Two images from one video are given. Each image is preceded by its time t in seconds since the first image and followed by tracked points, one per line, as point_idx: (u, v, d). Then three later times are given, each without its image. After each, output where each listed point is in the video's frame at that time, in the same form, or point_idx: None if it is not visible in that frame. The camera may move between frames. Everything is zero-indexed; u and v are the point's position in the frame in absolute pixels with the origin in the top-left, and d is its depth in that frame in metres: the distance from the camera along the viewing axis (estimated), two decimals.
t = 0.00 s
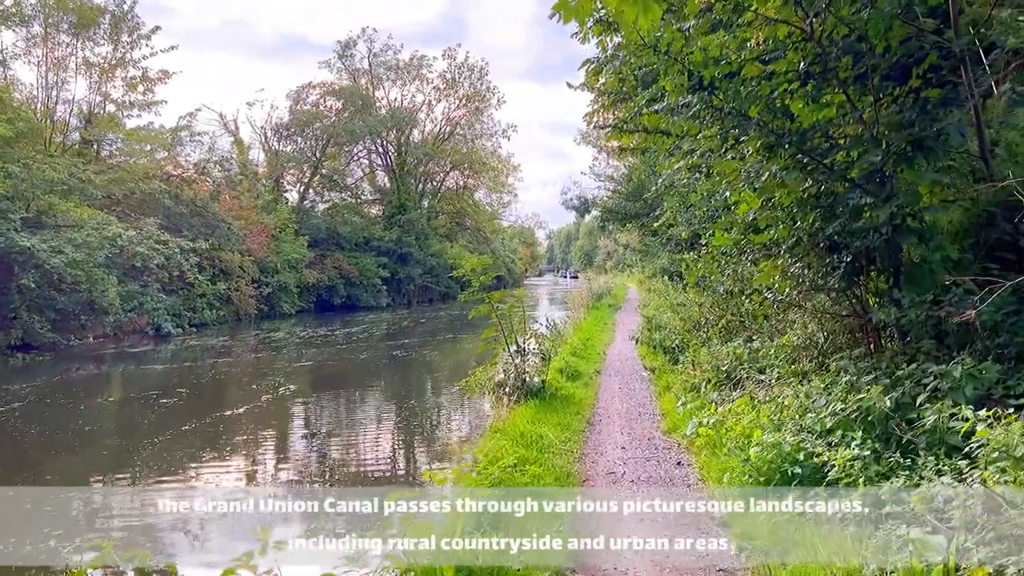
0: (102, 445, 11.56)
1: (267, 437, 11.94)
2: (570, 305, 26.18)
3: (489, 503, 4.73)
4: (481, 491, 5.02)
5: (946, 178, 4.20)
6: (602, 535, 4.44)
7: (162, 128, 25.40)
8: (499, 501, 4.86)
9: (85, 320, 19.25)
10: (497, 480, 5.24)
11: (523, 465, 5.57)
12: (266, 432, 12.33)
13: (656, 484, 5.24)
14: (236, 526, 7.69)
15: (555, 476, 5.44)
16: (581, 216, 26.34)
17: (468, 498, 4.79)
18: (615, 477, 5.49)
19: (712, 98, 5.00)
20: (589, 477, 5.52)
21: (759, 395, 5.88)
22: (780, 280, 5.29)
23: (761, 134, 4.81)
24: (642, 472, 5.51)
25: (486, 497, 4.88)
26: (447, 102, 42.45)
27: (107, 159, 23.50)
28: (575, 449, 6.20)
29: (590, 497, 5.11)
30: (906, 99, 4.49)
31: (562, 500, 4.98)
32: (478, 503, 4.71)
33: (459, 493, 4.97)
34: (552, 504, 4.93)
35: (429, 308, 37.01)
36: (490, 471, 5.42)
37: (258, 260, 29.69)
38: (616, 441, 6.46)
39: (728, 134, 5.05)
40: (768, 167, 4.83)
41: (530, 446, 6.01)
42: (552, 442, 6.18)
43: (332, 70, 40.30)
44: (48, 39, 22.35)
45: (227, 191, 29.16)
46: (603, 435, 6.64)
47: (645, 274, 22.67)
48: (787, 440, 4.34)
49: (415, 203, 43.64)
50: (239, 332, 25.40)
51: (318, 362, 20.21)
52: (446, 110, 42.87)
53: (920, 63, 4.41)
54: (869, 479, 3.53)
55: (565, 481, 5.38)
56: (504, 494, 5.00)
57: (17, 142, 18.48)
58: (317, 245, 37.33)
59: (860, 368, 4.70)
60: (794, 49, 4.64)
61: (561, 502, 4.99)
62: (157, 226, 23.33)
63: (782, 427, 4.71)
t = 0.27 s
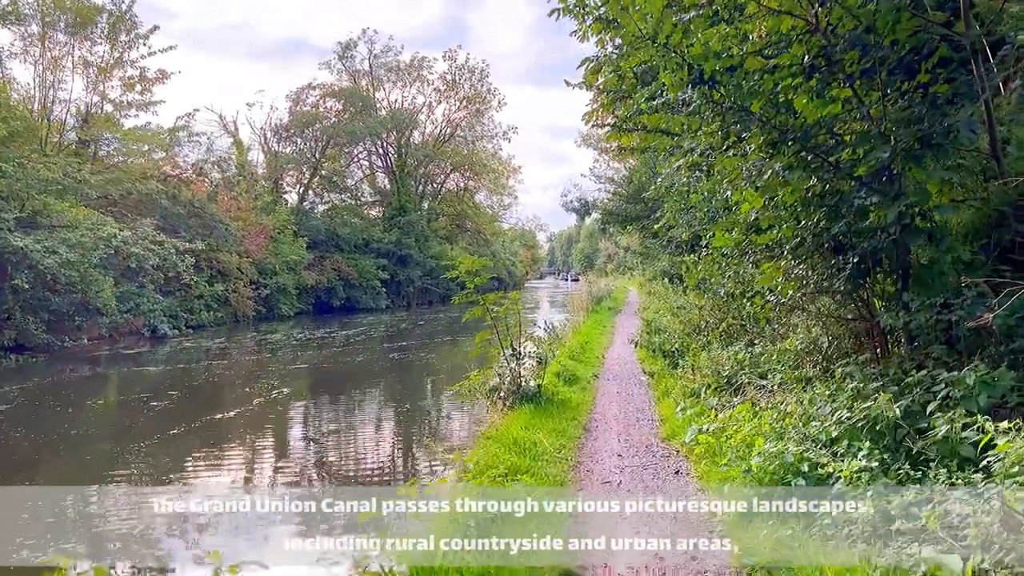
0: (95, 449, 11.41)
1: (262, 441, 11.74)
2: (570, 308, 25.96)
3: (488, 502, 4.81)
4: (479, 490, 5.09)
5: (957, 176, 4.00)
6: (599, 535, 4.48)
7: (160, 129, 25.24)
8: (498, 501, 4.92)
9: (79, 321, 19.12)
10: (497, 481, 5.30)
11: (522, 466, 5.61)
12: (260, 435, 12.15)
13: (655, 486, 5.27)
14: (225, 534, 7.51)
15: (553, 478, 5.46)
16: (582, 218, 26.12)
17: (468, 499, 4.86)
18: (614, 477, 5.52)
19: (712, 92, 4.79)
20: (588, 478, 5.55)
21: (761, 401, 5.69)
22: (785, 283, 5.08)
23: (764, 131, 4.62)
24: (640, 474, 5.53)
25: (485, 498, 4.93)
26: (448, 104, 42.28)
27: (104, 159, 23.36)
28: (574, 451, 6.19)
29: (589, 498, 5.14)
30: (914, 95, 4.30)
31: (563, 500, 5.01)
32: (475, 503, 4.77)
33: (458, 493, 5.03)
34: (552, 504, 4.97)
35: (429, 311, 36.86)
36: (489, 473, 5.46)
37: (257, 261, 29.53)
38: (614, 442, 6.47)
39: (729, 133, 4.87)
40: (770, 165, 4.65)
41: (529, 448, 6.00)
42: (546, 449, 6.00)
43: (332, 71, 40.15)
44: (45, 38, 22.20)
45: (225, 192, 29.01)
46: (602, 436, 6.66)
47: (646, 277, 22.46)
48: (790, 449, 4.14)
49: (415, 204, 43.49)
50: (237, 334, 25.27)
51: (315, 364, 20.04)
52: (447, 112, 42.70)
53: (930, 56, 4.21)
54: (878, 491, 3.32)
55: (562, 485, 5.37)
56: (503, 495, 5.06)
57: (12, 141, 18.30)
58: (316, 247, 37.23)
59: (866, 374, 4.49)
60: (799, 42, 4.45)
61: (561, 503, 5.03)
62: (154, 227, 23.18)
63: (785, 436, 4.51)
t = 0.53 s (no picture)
0: (93, 454, 11.26)
1: (262, 447, 11.56)
2: (575, 312, 25.72)
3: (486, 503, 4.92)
4: (482, 492, 5.25)
5: (978, 180, 3.75)
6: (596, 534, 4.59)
7: (163, 131, 25.13)
8: (499, 501, 5.06)
9: (79, 324, 19.00)
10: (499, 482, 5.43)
11: (524, 468, 5.70)
12: (260, 441, 11.96)
13: (655, 488, 5.35)
14: (221, 546, 7.34)
15: (553, 481, 5.55)
16: (586, 222, 25.88)
17: (471, 502, 5.07)
18: (615, 479, 5.60)
19: (717, 94, 4.56)
20: (589, 480, 5.65)
21: (770, 413, 5.48)
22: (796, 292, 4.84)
23: (773, 132, 4.40)
24: (640, 478, 5.60)
25: (486, 499, 5.08)
26: (452, 107, 42.11)
27: (106, 161, 23.24)
28: (576, 454, 6.24)
29: (590, 498, 5.24)
30: (932, 93, 4.09)
31: (564, 500, 5.13)
32: (477, 504, 4.98)
33: (460, 495, 5.18)
34: (553, 504, 5.09)
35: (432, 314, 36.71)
36: (491, 476, 5.57)
37: (260, 264, 29.43)
38: (616, 445, 6.51)
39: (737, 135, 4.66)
40: (780, 168, 4.43)
41: (532, 452, 6.03)
42: (546, 462, 5.84)
43: (336, 73, 40.09)
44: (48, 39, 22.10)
45: (228, 194, 28.91)
46: (605, 439, 6.71)
47: (651, 281, 22.23)
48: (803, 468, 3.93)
49: (419, 207, 43.40)
50: (239, 337, 25.20)
51: (316, 368, 19.89)
52: (451, 114, 42.54)
53: (948, 51, 3.97)
54: (898, 516, 3.12)
55: (561, 490, 5.41)
56: (505, 495, 5.18)
57: (12, 143, 18.19)
58: (319, 250, 37.22)
59: (882, 387, 4.26)
60: (810, 38, 4.23)
61: (562, 503, 5.14)
62: (156, 229, 23.08)
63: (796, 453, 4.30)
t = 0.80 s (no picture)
0: (96, 456, 11.12)
1: (267, 449, 11.44)
2: (583, 315, 25.51)
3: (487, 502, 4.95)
4: (488, 490, 5.22)
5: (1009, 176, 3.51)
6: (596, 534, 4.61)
7: (170, 132, 25.05)
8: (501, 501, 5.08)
9: (85, 326, 18.94)
10: (502, 481, 5.45)
11: (528, 468, 5.70)
12: (264, 444, 11.77)
13: (657, 490, 5.35)
14: (222, 553, 7.16)
15: (555, 481, 5.54)
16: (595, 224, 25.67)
17: (474, 500, 5.08)
18: (618, 480, 5.60)
19: (730, 86, 4.35)
20: (592, 480, 5.65)
21: (786, 422, 5.24)
22: (814, 295, 4.59)
23: (789, 125, 4.18)
24: (644, 480, 5.59)
25: (489, 497, 5.06)
26: (461, 109, 41.97)
27: (114, 162, 23.20)
28: (580, 457, 6.20)
29: (591, 497, 5.28)
30: (958, 85, 3.85)
31: (565, 499, 5.15)
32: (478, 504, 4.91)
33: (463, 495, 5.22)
34: (556, 503, 5.12)
35: (440, 316, 36.55)
36: (495, 476, 5.58)
37: (267, 265, 29.37)
38: (622, 448, 6.44)
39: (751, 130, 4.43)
40: (796, 164, 4.20)
41: (537, 456, 5.97)
42: (551, 470, 5.72)
43: (345, 75, 40.03)
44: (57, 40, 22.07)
45: (236, 196, 28.86)
46: (612, 441, 6.69)
47: (659, 283, 22.00)
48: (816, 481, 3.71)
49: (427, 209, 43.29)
50: (245, 338, 25.11)
51: (323, 370, 19.76)
52: (459, 116, 42.41)
53: (978, 39, 3.72)
54: (927, 534, 2.91)
55: (563, 491, 5.38)
56: (507, 494, 5.21)
57: (20, 143, 18.13)
58: (327, 252, 37.18)
59: (906, 395, 4.02)
60: (829, 26, 3.99)
61: (563, 503, 5.16)
62: (163, 231, 23.01)
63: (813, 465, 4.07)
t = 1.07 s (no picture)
0: (99, 459, 10.95)
1: (275, 450, 11.31)
2: (594, 316, 25.21)
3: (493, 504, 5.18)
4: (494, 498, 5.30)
5: None
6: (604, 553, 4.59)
7: (179, 133, 24.99)
8: (508, 502, 5.30)
9: (92, 327, 18.88)
10: (505, 493, 5.49)
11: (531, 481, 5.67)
12: (271, 448, 11.51)
13: (662, 501, 5.35)
14: (234, 554, 7.15)
15: (557, 493, 5.52)
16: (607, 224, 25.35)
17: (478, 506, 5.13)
18: (624, 493, 5.58)
19: (744, 77, 4.10)
20: (598, 492, 5.63)
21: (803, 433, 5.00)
22: (834, 299, 4.29)
23: (806, 118, 3.92)
24: (651, 493, 5.55)
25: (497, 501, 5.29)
26: (471, 108, 41.74)
27: (123, 163, 23.15)
28: (588, 466, 6.12)
29: (596, 498, 5.51)
30: (987, 75, 3.56)
31: (567, 501, 5.32)
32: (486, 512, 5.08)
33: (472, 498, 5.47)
34: (562, 502, 5.35)
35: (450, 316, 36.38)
36: (499, 490, 5.60)
37: (277, 266, 29.28)
38: (631, 457, 6.32)
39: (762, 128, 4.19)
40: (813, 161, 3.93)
41: (541, 467, 5.91)
42: (556, 483, 5.66)
43: (355, 76, 39.92)
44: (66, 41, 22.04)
45: (245, 196, 28.77)
46: (621, 448, 6.61)
47: (672, 284, 21.68)
48: (829, 496, 3.46)
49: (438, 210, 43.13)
50: (254, 339, 25.03)
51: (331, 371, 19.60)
52: (470, 116, 42.18)
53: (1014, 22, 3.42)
54: (961, 561, 2.63)
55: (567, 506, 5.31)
56: (515, 495, 5.44)
57: (28, 144, 18.07)
58: (337, 253, 37.12)
59: (932, 406, 3.76)
60: (849, 12, 3.71)
61: (569, 502, 5.38)
62: (171, 231, 22.94)
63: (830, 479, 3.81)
